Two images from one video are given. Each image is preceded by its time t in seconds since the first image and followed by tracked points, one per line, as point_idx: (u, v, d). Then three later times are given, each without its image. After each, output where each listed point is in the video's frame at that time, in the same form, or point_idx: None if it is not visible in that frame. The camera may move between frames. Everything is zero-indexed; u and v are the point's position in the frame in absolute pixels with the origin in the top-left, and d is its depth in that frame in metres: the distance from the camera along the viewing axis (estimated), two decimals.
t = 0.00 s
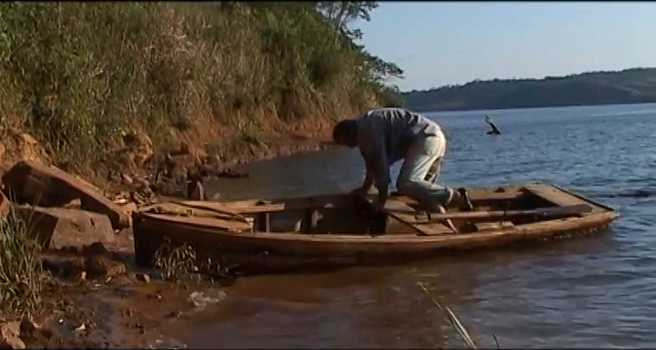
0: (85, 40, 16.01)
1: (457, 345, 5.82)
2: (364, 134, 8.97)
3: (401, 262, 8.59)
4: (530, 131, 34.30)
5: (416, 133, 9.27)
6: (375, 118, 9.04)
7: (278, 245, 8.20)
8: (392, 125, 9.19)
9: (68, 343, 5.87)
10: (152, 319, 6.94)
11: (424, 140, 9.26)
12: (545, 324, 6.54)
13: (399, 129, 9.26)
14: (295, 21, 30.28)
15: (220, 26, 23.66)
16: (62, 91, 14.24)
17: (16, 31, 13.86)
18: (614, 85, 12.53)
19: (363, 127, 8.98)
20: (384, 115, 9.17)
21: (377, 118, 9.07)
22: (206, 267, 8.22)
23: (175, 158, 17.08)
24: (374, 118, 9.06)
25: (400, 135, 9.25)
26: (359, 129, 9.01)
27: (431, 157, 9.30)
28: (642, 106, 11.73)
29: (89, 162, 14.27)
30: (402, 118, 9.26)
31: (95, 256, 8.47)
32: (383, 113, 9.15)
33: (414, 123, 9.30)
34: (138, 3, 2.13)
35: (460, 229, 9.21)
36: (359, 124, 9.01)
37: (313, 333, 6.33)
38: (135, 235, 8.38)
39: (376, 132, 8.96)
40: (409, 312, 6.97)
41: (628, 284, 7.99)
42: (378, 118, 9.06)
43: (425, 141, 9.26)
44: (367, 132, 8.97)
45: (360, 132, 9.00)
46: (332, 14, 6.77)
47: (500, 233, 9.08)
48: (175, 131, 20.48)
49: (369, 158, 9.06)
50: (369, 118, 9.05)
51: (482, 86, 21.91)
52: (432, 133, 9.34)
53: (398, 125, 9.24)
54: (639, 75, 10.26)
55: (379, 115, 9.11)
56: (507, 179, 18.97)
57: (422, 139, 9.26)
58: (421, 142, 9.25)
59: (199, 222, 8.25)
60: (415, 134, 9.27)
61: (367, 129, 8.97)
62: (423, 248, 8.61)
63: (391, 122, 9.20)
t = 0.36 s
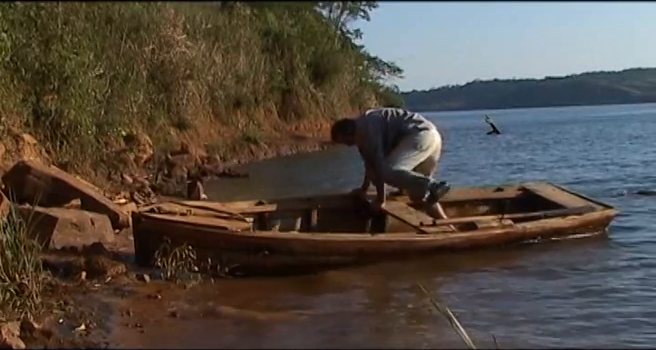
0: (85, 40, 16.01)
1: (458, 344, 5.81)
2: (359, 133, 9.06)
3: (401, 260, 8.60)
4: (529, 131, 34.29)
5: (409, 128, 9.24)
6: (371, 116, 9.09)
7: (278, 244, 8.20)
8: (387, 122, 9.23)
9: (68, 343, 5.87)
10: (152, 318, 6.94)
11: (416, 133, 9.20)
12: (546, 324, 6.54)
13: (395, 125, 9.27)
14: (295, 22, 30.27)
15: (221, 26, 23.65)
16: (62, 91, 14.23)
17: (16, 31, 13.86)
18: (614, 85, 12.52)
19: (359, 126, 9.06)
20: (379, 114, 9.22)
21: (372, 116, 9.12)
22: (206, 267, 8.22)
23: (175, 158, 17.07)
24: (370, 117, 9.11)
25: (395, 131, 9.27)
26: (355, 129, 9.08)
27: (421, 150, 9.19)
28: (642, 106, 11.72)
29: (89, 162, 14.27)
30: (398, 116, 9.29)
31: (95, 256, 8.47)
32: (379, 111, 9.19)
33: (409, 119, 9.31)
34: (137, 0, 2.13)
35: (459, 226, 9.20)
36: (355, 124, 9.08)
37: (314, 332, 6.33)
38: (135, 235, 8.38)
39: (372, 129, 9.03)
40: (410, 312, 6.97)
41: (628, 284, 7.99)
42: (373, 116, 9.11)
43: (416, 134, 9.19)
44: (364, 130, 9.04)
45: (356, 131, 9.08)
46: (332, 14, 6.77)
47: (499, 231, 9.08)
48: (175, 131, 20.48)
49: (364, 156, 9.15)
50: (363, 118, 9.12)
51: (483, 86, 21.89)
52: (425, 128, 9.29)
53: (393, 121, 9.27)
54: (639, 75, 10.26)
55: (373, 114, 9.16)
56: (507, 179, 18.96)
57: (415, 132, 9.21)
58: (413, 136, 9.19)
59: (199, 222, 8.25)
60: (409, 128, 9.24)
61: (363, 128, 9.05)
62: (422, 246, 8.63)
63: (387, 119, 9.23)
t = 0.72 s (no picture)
0: (84, 40, 16.01)
1: (456, 344, 5.82)
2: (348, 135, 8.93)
3: (399, 260, 8.59)
4: (528, 131, 34.30)
5: (400, 142, 8.91)
6: (363, 119, 8.90)
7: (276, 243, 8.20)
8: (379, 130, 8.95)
9: (66, 343, 5.88)
10: (151, 318, 6.95)
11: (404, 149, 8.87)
12: (545, 323, 6.54)
13: (388, 135, 8.96)
14: (293, 21, 30.27)
15: (219, 26, 23.66)
16: (60, 91, 14.23)
17: (15, 31, 13.85)
18: (612, 85, 12.52)
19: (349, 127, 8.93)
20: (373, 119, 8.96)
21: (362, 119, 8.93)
22: (204, 267, 8.21)
23: (174, 158, 17.08)
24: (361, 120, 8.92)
25: (386, 141, 8.95)
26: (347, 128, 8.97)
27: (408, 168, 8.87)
28: (640, 106, 11.72)
29: (87, 162, 14.28)
30: (393, 124, 9.00)
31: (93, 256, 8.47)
32: (372, 116, 8.96)
33: (403, 130, 8.98)
34: (146, 1, 2.17)
35: (458, 226, 9.20)
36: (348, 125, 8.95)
37: (312, 332, 6.34)
38: (133, 235, 8.37)
39: (362, 131, 8.85)
40: (408, 312, 6.98)
41: (626, 283, 7.99)
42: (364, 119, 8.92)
43: (405, 150, 8.86)
44: (354, 132, 8.89)
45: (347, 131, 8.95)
46: (331, 14, 6.76)
47: (498, 231, 9.08)
48: (173, 131, 20.49)
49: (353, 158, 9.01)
50: (354, 121, 8.94)
51: (481, 86, 21.89)
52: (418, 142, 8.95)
53: (387, 129, 8.97)
54: (638, 75, 10.26)
55: (365, 118, 8.95)
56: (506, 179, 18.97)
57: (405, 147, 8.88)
58: (401, 152, 8.86)
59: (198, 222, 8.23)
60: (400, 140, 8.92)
61: (351, 130, 8.91)
62: (420, 246, 8.63)
63: (380, 126, 8.96)
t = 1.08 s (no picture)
0: (83, 40, 16.01)
1: (456, 345, 5.83)
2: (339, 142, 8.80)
3: (400, 261, 8.60)
4: (528, 131, 34.31)
5: (390, 149, 8.72)
6: (352, 128, 8.73)
7: (277, 244, 8.20)
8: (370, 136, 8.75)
9: (66, 343, 5.89)
10: (151, 318, 6.96)
11: (395, 158, 8.68)
12: (544, 324, 6.56)
13: (380, 140, 8.75)
14: (293, 22, 30.27)
15: (219, 26, 23.65)
16: (60, 91, 14.23)
17: (15, 32, 13.87)
18: (612, 85, 12.52)
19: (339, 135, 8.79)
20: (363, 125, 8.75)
21: (351, 127, 8.74)
22: (204, 267, 8.23)
23: (174, 158, 17.09)
24: (350, 129, 8.74)
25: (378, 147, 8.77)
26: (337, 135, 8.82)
27: (402, 176, 8.71)
28: (641, 106, 11.72)
29: (87, 163, 14.28)
30: (385, 128, 8.77)
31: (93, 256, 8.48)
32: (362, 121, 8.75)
33: (395, 134, 8.74)
34: (144, 1, 2.15)
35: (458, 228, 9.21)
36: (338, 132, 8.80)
37: (311, 333, 6.35)
38: (133, 235, 8.34)
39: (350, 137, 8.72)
40: (408, 312, 6.99)
41: (626, 284, 8.00)
42: (352, 128, 8.73)
43: (395, 159, 8.68)
44: (345, 140, 8.74)
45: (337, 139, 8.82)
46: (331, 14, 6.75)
47: (498, 233, 9.08)
48: (173, 131, 20.50)
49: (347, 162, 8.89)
50: (344, 128, 8.77)
51: (481, 86, 21.89)
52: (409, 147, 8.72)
53: (377, 132, 8.76)
54: (638, 76, 10.25)
55: (354, 125, 8.75)
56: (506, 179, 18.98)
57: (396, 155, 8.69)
58: (392, 162, 8.69)
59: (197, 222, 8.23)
60: (390, 146, 8.72)
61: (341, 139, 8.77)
62: (420, 247, 8.64)
63: (372, 132, 8.75)
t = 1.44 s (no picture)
0: (85, 40, 16.01)
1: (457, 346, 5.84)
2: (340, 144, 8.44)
3: (401, 262, 8.61)
4: (529, 131, 34.32)
5: (395, 155, 8.69)
6: (356, 130, 8.45)
7: (277, 245, 8.22)
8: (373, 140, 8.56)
9: (67, 344, 5.90)
10: (152, 319, 6.97)
11: (401, 164, 8.69)
12: (545, 325, 6.56)
13: (384, 145, 8.66)
14: (294, 22, 30.27)
15: (220, 26, 23.65)
16: (61, 92, 14.21)
17: (15, 32, 13.88)
18: (612, 86, 12.51)
19: (339, 137, 8.44)
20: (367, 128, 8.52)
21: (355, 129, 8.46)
22: (205, 267, 8.24)
23: (175, 159, 17.10)
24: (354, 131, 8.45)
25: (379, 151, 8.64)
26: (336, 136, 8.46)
27: (406, 182, 8.74)
28: (641, 107, 11.72)
29: (88, 163, 14.28)
30: (388, 132, 8.66)
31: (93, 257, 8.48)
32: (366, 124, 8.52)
33: (400, 139, 8.70)
34: (144, 2, 2.15)
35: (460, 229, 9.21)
36: (336, 135, 8.46)
37: (312, 333, 6.36)
38: (133, 235, 8.35)
39: (352, 143, 8.41)
40: (410, 313, 6.99)
41: (628, 285, 8.01)
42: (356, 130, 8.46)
43: (402, 166, 8.69)
44: (345, 144, 8.43)
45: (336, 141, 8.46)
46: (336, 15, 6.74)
47: (499, 235, 9.08)
48: (174, 131, 20.51)
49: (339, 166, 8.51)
50: (346, 130, 8.45)
51: (482, 87, 21.88)
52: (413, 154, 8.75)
53: (381, 138, 8.61)
54: (639, 76, 10.25)
55: (358, 127, 8.48)
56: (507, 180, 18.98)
57: (402, 161, 8.69)
58: (397, 168, 8.69)
59: (198, 223, 8.24)
60: (395, 151, 8.68)
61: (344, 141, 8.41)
62: (420, 249, 8.65)
63: (374, 135, 8.56)
